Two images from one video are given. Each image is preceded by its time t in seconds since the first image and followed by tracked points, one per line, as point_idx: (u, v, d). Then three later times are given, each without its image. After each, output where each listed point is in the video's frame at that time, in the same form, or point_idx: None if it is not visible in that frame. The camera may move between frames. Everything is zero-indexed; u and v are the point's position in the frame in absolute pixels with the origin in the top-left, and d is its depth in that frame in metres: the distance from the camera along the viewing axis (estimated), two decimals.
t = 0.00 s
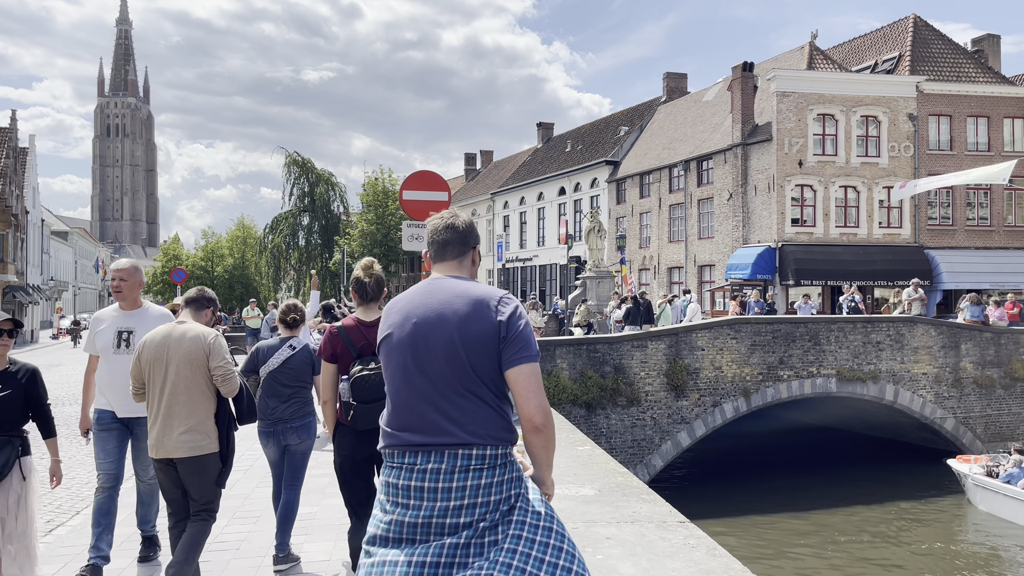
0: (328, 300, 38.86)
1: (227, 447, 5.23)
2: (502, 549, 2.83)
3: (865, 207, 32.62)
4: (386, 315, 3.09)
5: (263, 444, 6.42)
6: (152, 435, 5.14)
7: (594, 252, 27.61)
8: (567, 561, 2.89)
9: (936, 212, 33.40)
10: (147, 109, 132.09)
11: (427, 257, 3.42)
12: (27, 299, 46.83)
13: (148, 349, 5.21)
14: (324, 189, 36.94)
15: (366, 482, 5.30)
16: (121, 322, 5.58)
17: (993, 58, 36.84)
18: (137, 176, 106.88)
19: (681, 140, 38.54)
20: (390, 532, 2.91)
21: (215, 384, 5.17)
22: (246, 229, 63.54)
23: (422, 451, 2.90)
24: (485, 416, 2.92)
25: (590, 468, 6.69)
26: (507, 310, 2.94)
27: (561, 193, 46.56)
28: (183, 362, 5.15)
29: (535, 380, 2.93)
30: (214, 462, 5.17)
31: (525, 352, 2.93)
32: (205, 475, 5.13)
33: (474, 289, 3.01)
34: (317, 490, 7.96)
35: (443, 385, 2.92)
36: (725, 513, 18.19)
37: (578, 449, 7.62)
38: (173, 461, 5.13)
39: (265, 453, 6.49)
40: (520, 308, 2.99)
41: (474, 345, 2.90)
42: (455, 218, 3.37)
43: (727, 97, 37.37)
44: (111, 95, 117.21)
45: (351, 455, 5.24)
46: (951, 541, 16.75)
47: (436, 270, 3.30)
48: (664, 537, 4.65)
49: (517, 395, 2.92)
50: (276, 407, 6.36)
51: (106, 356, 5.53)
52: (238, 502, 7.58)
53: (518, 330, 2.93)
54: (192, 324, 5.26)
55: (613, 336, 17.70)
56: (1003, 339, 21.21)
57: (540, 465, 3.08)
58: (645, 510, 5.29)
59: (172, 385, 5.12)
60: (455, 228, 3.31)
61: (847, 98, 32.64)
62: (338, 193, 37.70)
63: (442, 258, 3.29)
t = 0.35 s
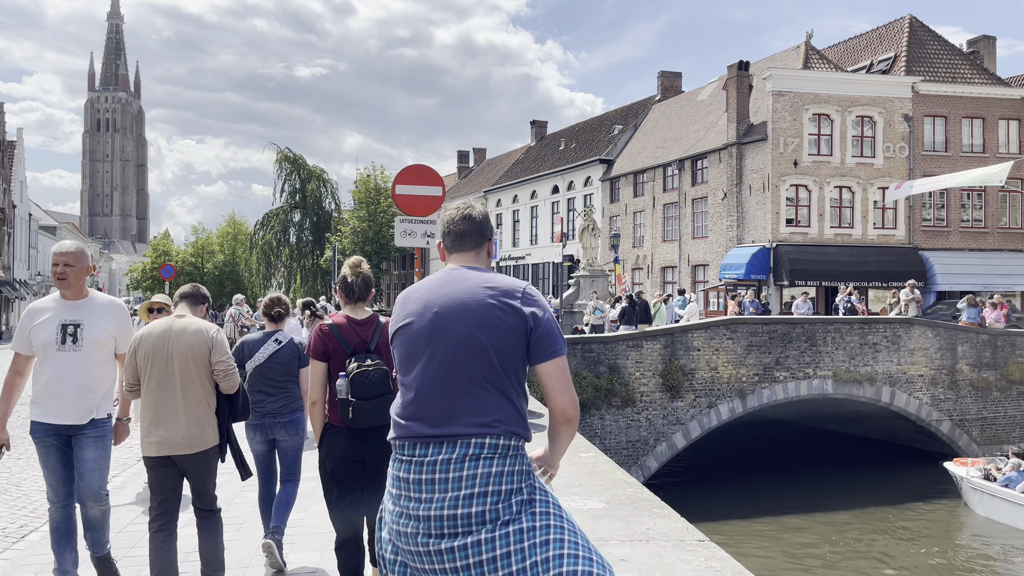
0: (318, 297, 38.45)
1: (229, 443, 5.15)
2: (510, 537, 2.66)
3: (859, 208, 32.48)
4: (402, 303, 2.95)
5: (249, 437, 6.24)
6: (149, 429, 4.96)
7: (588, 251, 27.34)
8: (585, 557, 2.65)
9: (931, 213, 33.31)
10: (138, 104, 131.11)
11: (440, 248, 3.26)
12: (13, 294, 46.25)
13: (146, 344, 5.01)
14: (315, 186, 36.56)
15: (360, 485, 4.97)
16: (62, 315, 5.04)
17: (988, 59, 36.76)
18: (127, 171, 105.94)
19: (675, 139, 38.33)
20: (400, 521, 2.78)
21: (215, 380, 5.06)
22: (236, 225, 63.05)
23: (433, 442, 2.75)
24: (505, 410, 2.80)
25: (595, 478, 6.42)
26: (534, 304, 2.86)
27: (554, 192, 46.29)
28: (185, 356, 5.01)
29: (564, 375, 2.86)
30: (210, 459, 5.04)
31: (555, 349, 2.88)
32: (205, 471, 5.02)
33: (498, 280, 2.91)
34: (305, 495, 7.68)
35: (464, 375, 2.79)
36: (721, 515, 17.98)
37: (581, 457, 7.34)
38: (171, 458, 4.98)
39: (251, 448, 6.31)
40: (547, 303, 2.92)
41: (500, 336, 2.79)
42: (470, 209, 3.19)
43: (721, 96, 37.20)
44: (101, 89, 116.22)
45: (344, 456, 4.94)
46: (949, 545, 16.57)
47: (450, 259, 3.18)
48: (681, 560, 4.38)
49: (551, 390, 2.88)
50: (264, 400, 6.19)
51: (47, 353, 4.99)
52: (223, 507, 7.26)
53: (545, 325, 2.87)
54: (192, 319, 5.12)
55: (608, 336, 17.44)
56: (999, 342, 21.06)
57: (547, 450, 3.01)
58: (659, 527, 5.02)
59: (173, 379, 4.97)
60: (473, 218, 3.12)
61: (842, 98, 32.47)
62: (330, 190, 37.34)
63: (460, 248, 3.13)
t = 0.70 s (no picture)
0: (307, 295, 38.00)
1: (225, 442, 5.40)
2: (476, 529, 2.85)
3: (852, 209, 32.38)
4: (370, 309, 3.14)
5: (234, 437, 5.99)
6: (149, 428, 5.15)
7: (581, 250, 27.06)
8: (544, 555, 2.78)
9: (924, 215, 33.25)
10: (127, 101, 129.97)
11: (402, 252, 3.42)
12: None
13: (150, 341, 5.24)
14: (306, 183, 36.15)
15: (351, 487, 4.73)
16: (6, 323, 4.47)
17: (981, 61, 36.72)
18: (116, 168, 105.05)
19: (668, 138, 38.14)
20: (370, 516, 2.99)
21: (220, 378, 5.34)
22: (226, 222, 62.46)
23: (406, 441, 2.95)
24: (469, 405, 2.97)
25: (598, 490, 6.17)
26: (487, 298, 3.00)
27: (546, 190, 46.03)
28: (193, 356, 5.26)
29: (520, 365, 3.00)
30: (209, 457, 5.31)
31: (510, 339, 2.99)
32: (202, 470, 5.29)
33: (456, 278, 3.06)
34: (293, 502, 7.41)
35: (427, 375, 2.96)
36: (716, 518, 17.76)
37: (583, 466, 7.08)
38: (173, 455, 5.21)
39: (233, 449, 6.04)
40: (501, 296, 3.05)
41: (457, 334, 2.95)
42: (425, 212, 3.37)
43: (715, 96, 37.03)
44: (91, 85, 115.12)
45: (337, 456, 4.69)
46: (944, 549, 16.40)
47: (411, 262, 3.34)
48: None
49: (504, 379, 3.00)
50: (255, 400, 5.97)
51: None
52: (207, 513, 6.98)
53: (500, 317, 2.99)
54: (201, 317, 5.38)
55: (602, 336, 17.20)
56: (993, 344, 20.92)
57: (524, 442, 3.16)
58: (673, 547, 4.77)
59: (180, 378, 5.21)
60: (429, 220, 3.30)
61: (836, 98, 32.34)
62: (321, 187, 36.93)
63: (418, 251, 3.30)
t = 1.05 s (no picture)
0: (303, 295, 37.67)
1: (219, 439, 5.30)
2: (478, 524, 2.74)
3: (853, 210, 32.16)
4: (364, 303, 2.98)
5: (229, 433, 5.83)
6: (144, 423, 5.06)
7: (580, 250, 26.78)
8: (531, 553, 2.75)
9: (925, 216, 33.05)
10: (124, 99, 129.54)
11: (402, 249, 3.24)
12: None
13: (147, 335, 5.10)
14: (303, 183, 35.85)
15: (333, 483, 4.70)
16: None
17: (982, 62, 36.52)
18: (113, 167, 104.62)
19: (668, 139, 37.90)
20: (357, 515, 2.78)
21: (216, 373, 5.25)
22: (223, 222, 62.13)
23: (400, 435, 2.78)
24: (465, 400, 2.83)
25: (604, 501, 5.91)
26: (485, 294, 2.86)
27: (544, 191, 45.78)
28: (189, 350, 5.14)
29: (516, 363, 2.84)
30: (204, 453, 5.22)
31: (505, 335, 2.85)
32: (194, 466, 5.14)
33: (453, 274, 2.91)
34: (286, 509, 7.14)
35: (423, 367, 2.82)
36: (717, 523, 17.49)
37: (588, 475, 6.80)
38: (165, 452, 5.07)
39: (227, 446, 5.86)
40: (498, 293, 2.91)
41: (455, 329, 2.82)
42: (431, 211, 3.17)
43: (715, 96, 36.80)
44: (88, 83, 114.69)
45: (320, 452, 4.67)
46: (949, 555, 16.15)
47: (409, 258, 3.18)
48: None
49: (498, 376, 2.83)
50: (252, 394, 5.88)
51: None
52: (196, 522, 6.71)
53: (497, 313, 2.86)
54: (197, 310, 5.28)
55: (602, 336, 16.92)
56: (997, 346, 20.68)
57: (516, 442, 3.00)
58: (687, 567, 4.51)
59: (176, 373, 5.08)
60: (432, 218, 3.11)
61: (837, 98, 32.09)
62: (318, 186, 36.67)
63: (420, 248, 3.11)
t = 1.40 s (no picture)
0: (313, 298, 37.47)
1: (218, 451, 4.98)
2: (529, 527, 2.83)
3: (869, 212, 31.67)
4: (414, 299, 2.98)
5: (227, 441, 5.59)
6: (143, 436, 4.81)
7: (592, 253, 26.42)
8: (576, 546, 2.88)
9: (942, 219, 32.52)
10: (138, 104, 130.34)
11: (452, 249, 3.28)
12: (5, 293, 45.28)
13: (143, 348, 4.81)
14: (313, 186, 35.70)
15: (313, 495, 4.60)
16: None
17: (1001, 62, 35.96)
18: (127, 171, 105.14)
19: (681, 141, 37.52)
20: (411, 501, 2.88)
21: (215, 381, 4.92)
22: (234, 225, 62.17)
23: (449, 434, 2.82)
24: (518, 402, 2.90)
25: (629, 526, 5.60)
26: (542, 303, 2.95)
27: (555, 194, 45.48)
28: (186, 359, 4.84)
29: (568, 370, 2.95)
30: (206, 463, 4.95)
31: (558, 343, 2.95)
32: (192, 479, 4.85)
33: (508, 279, 2.96)
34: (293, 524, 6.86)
35: (478, 369, 2.85)
36: (732, 532, 17.12)
37: (609, 494, 6.49)
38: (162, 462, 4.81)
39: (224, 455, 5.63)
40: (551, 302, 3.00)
41: (511, 332, 2.88)
42: (483, 214, 3.23)
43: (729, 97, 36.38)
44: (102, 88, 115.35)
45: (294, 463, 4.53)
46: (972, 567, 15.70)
47: (460, 257, 3.22)
48: None
49: (552, 384, 2.93)
50: (251, 401, 5.63)
51: None
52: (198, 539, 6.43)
53: (552, 321, 2.95)
54: (191, 319, 4.97)
55: (615, 342, 16.59)
56: (1020, 352, 20.18)
57: (548, 439, 3.10)
58: None
59: (175, 384, 4.80)
60: (485, 221, 3.15)
61: (853, 99, 31.67)
62: (328, 190, 36.57)
63: (473, 249, 3.18)
